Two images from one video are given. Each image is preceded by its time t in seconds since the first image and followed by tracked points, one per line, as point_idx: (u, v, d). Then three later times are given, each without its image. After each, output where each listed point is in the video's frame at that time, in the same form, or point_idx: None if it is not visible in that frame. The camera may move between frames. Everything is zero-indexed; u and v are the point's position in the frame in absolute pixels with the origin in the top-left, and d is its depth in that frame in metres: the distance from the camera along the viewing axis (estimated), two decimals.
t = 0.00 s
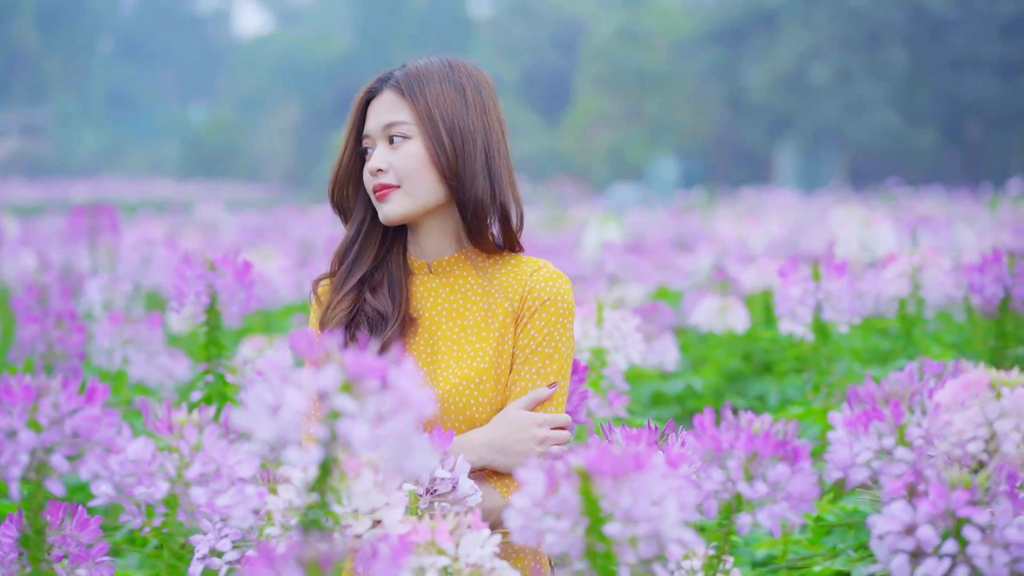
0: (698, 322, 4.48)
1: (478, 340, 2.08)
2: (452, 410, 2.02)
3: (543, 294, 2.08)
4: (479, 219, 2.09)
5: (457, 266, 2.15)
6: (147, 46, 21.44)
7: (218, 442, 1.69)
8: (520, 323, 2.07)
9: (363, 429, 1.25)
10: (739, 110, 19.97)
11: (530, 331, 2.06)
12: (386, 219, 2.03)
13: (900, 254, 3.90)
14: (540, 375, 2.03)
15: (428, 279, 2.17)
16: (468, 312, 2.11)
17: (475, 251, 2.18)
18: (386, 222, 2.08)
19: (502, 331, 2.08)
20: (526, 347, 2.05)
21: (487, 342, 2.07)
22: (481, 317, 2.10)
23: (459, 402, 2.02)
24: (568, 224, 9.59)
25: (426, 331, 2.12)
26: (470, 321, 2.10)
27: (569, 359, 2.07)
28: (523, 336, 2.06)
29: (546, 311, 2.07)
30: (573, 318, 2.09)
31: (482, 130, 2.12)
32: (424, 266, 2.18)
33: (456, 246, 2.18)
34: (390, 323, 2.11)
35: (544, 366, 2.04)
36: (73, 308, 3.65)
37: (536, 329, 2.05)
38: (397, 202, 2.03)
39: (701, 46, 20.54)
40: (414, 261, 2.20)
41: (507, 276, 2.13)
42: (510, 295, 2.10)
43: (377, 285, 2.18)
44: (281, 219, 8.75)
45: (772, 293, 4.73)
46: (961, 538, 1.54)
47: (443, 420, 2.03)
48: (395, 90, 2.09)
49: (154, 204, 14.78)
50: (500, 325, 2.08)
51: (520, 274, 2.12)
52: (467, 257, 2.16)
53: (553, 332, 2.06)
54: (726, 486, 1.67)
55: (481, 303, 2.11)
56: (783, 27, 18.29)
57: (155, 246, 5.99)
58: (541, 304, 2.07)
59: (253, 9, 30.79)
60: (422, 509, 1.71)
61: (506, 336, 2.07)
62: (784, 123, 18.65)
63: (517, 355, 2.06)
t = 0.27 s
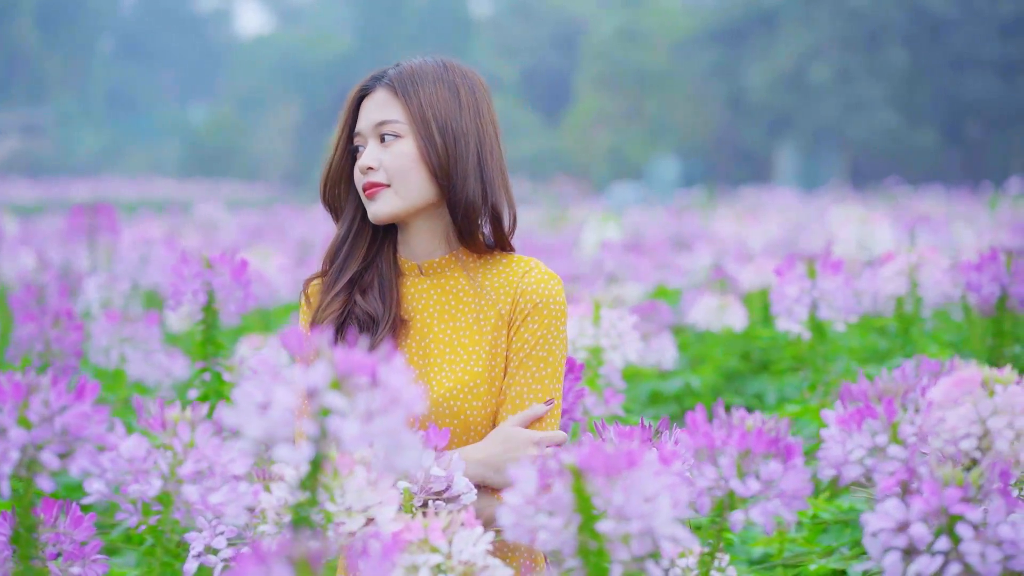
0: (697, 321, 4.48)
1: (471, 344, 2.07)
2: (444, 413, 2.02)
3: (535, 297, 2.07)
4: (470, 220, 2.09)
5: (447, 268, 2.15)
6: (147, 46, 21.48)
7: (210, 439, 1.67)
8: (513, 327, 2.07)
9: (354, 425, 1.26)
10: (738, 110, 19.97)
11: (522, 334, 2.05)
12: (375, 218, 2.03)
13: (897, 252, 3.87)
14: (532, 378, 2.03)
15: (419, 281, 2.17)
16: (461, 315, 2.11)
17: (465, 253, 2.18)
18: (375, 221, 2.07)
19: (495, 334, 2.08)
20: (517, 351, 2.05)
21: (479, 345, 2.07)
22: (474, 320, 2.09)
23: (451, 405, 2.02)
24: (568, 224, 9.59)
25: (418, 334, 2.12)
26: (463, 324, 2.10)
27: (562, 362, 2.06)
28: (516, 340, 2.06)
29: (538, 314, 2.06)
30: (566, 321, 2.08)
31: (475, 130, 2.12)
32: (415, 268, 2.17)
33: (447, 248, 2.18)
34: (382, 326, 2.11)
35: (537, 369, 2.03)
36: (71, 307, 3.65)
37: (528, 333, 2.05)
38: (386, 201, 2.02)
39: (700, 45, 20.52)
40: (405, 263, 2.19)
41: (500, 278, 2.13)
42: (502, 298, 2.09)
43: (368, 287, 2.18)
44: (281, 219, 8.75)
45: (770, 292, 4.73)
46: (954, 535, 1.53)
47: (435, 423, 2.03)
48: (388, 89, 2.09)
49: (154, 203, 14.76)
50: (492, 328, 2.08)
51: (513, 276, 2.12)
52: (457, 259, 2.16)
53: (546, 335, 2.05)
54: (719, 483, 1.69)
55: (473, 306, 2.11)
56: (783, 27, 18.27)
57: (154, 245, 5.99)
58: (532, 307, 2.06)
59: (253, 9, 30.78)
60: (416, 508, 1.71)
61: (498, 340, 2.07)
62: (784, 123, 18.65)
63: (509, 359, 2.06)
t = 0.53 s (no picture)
0: (696, 321, 4.48)
1: (467, 350, 2.08)
2: (440, 417, 2.02)
3: (531, 303, 2.07)
4: (464, 223, 2.10)
5: (442, 273, 2.16)
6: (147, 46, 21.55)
7: (204, 438, 1.67)
8: (509, 334, 2.07)
9: (348, 426, 1.25)
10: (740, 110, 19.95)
11: (519, 342, 2.05)
12: (368, 220, 2.03)
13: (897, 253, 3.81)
14: (529, 385, 2.03)
15: (413, 285, 2.17)
16: (456, 320, 2.11)
17: (459, 257, 2.18)
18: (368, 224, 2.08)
19: (491, 341, 2.08)
20: (513, 356, 2.05)
21: (475, 351, 2.07)
22: (470, 326, 2.10)
23: (446, 409, 2.02)
24: (568, 224, 9.55)
25: (412, 338, 2.12)
26: (458, 330, 2.10)
27: (558, 368, 2.06)
28: (512, 347, 2.06)
29: (535, 320, 2.06)
30: (562, 326, 2.08)
31: (470, 134, 2.12)
32: (409, 272, 2.18)
33: (439, 253, 2.18)
34: (375, 330, 2.11)
35: (534, 375, 2.03)
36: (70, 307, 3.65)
37: (524, 339, 2.05)
38: (380, 203, 2.03)
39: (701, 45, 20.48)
40: (399, 267, 2.19)
41: (496, 283, 2.13)
42: (498, 303, 2.10)
43: (361, 291, 2.18)
44: (282, 219, 8.73)
45: (769, 292, 4.74)
46: (948, 535, 1.54)
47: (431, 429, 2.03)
48: (383, 92, 2.10)
49: (155, 203, 14.73)
50: (488, 335, 2.08)
51: (508, 281, 2.12)
52: (450, 264, 2.16)
53: (543, 341, 2.05)
54: (715, 483, 1.70)
55: (469, 312, 2.11)
56: (784, 26, 18.24)
57: (153, 245, 5.99)
58: (529, 313, 2.07)
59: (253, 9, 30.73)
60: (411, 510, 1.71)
61: (494, 347, 2.07)
62: (785, 123, 18.64)
63: (506, 364, 2.06)
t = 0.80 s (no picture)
0: (698, 321, 4.48)
1: (465, 355, 2.08)
2: (438, 424, 2.02)
3: (532, 310, 2.08)
4: (462, 227, 2.10)
5: (440, 277, 2.16)
6: (153, 46, 21.61)
7: (202, 437, 1.76)
8: (509, 341, 2.08)
9: (347, 425, 1.25)
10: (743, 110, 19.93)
11: (519, 349, 2.06)
12: (364, 222, 2.03)
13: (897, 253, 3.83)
14: (530, 392, 2.04)
15: (410, 290, 2.17)
16: (454, 325, 2.11)
17: (457, 261, 2.18)
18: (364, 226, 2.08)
19: (491, 348, 2.08)
20: (515, 364, 2.05)
21: (475, 357, 2.08)
22: (470, 331, 2.10)
23: (444, 414, 2.02)
24: (570, 224, 9.53)
25: (410, 342, 2.12)
26: (457, 336, 2.10)
27: (560, 375, 2.07)
28: (512, 353, 2.06)
29: (535, 328, 2.07)
30: (563, 334, 2.09)
31: (469, 137, 2.12)
32: (407, 276, 2.18)
33: (437, 257, 2.18)
34: (371, 333, 2.11)
35: (535, 383, 2.04)
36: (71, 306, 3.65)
37: (526, 347, 2.05)
38: (376, 206, 2.03)
39: (703, 45, 20.46)
40: (396, 271, 2.20)
41: (496, 288, 2.13)
42: (498, 309, 2.10)
43: (357, 295, 2.18)
44: (284, 219, 8.72)
45: (771, 292, 4.74)
46: (945, 534, 1.55)
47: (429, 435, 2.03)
48: (381, 94, 2.10)
49: (158, 203, 14.70)
50: (488, 341, 2.08)
51: (509, 287, 2.12)
52: (447, 269, 2.16)
53: (543, 349, 2.06)
54: (713, 483, 1.70)
55: (469, 317, 2.11)
56: (788, 27, 18.22)
57: (155, 245, 5.99)
58: (530, 320, 2.07)
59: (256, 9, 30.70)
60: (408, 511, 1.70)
61: (495, 353, 2.08)
62: (788, 123, 18.62)
63: (506, 371, 2.06)
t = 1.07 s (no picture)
0: (701, 321, 4.48)
1: (466, 359, 2.08)
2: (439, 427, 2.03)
3: (537, 317, 2.07)
4: (462, 228, 2.10)
5: (441, 278, 2.16)
6: (156, 45, 21.84)
7: (202, 436, 1.77)
8: (511, 346, 2.08)
9: (344, 425, 1.25)
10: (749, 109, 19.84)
11: (523, 355, 2.05)
12: (362, 224, 2.04)
13: (899, 253, 3.84)
14: (533, 399, 2.03)
15: (411, 290, 2.18)
16: (455, 329, 2.11)
17: (458, 262, 2.18)
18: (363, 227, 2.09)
19: (493, 352, 2.08)
20: (518, 371, 2.05)
21: (475, 361, 2.08)
22: (472, 335, 2.10)
23: (445, 417, 2.02)
24: (574, 224, 9.46)
25: (410, 343, 2.13)
26: (458, 339, 2.10)
27: (564, 382, 2.06)
28: (515, 358, 2.06)
29: (540, 335, 2.06)
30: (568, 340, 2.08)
31: (468, 140, 2.12)
32: (408, 277, 2.18)
33: (437, 257, 2.18)
34: (372, 334, 2.12)
35: (538, 391, 2.03)
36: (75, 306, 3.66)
37: (531, 354, 2.05)
38: (373, 209, 2.04)
39: (707, 44, 20.38)
40: (398, 271, 2.20)
41: (497, 294, 2.12)
42: (499, 313, 2.09)
43: (358, 295, 2.19)
44: (287, 219, 8.67)
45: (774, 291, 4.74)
46: (945, 534, 1.54)
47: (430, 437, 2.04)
48: (380, 94, 2.10)
49: (163, 203, 14.65)
50: (490, 346, 2.08)
51: (510, 291, 2.12)
52: (447, 269, 2.17)
53: (548, 355, 2.05)
54: (712, 482, 1.74)
55: (471, 320, 2.11)
56: (793, 26, 18.17)
57: (159, 245, 5.97)
58: (534, 327, 2.06)
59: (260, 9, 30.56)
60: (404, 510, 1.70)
61: (496, 359, 2.08)
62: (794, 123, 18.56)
63: (509, 377, 2.06)
